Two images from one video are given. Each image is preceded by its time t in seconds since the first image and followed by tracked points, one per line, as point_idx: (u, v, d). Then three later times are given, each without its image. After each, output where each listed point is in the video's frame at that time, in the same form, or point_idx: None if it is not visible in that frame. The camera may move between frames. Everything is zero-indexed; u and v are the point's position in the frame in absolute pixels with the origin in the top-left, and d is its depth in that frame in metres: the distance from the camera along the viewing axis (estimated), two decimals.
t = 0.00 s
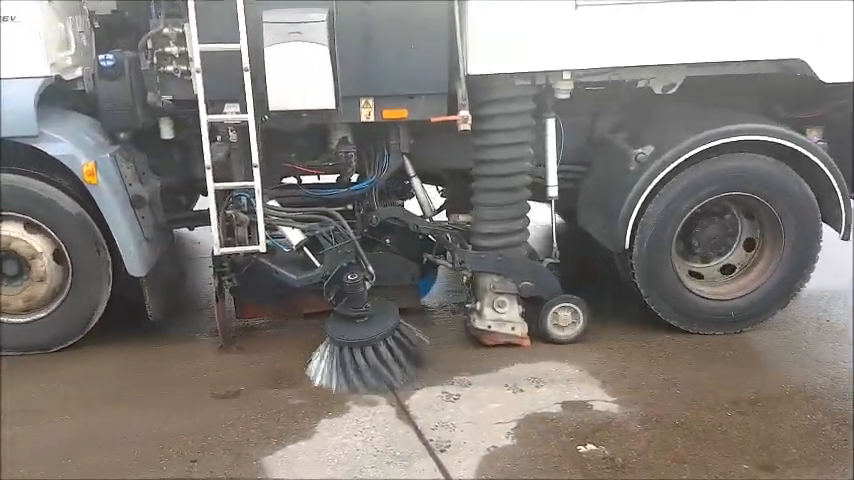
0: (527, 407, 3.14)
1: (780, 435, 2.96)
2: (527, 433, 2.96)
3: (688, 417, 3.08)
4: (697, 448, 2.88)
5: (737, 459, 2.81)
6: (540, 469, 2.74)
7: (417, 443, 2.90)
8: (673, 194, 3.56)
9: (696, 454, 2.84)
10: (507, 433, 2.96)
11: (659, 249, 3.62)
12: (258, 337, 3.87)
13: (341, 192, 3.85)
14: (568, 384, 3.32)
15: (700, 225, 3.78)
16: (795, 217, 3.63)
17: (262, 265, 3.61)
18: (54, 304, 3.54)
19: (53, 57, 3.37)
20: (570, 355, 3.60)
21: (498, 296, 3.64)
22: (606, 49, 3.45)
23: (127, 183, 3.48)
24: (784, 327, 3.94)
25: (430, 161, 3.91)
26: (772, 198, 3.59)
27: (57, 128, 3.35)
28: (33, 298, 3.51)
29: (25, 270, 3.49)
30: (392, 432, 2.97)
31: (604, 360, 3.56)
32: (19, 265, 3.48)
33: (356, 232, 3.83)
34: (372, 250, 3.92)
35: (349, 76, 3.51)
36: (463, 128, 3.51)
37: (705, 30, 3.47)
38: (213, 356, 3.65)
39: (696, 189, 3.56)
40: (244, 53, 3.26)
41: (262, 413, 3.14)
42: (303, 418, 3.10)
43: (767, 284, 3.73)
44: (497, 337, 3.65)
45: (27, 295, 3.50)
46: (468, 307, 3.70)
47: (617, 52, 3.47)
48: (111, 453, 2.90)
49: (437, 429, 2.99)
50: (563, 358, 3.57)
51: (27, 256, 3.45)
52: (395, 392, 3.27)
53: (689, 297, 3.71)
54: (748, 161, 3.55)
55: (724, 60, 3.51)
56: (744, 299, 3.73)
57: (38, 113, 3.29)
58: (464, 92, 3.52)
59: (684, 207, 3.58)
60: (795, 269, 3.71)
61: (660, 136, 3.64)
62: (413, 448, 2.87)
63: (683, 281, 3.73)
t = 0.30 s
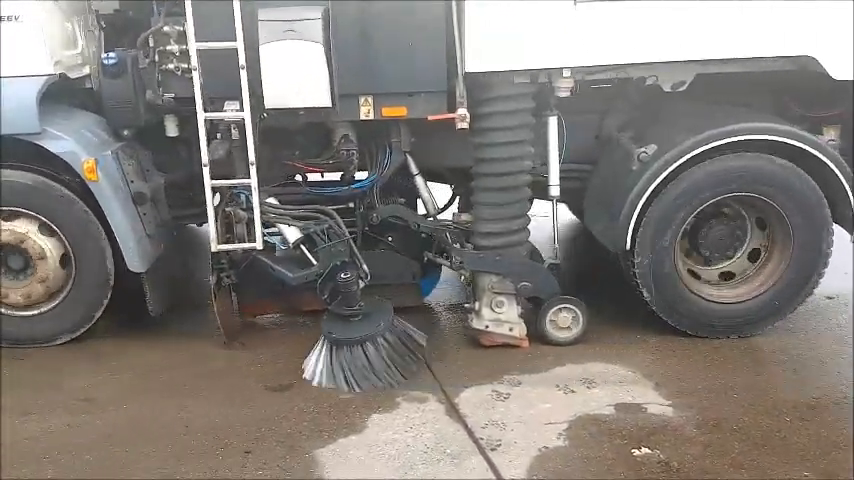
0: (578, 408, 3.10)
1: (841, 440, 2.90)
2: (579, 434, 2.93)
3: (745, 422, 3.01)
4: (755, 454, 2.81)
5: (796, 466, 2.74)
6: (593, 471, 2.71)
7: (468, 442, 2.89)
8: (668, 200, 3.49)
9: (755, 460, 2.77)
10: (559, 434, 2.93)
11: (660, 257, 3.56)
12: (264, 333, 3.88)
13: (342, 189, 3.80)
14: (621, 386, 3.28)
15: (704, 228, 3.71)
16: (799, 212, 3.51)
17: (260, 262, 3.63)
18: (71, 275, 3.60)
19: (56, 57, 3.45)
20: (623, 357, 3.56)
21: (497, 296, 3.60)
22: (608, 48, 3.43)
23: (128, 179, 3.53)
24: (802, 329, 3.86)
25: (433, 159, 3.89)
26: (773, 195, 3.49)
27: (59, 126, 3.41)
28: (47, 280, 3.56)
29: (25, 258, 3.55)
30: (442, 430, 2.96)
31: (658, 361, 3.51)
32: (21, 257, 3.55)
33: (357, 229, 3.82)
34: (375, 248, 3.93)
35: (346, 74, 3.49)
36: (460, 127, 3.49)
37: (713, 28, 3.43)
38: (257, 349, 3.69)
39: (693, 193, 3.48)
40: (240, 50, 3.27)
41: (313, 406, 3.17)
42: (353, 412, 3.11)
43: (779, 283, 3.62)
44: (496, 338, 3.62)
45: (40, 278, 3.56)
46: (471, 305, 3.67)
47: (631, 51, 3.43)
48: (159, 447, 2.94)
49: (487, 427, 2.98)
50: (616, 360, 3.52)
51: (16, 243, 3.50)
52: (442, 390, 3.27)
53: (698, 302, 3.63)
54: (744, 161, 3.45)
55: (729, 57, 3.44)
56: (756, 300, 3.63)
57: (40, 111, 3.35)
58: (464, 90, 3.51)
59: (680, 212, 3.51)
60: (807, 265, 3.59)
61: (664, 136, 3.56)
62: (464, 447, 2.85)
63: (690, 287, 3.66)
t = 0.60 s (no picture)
0: (630, 410, 3.06)
1: None
2: (631, 437, 2.89)
3: (803, 428, 2.95)
4: (812, 460, 2.74)
5: None
6: (646, 474, 2.65)
7: (517, 441, 2.86)
8: (656, 226, 3.46)
9: (812, 466, 2.70)
10: (611, 437, 2.89)
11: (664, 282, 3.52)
12: (278, 332, 3.92)
13: (343, 185, 3.82)
14: (675, 389, 3.22)
15: (706, 235, 3.64)
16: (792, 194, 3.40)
17: (261, 258, 3.68)
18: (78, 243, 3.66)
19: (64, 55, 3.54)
20: (680, 359, 3.49)
21: (495, 295, 3.59)
22: (611, 46, 3.39)
23: (133, 175, 3.59)
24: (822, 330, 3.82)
25: (437, 156, 3.90)
26: (760, 186, 3.40)
27: (66, 121, 3.49)
28: (57, 257, 3.64)
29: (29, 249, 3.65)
30: (491, 428, 2.95)
31: (716, 364, 3.44)
32: (26, 246, 3.64)
33: (359, 226, 3.86)
34: (378, 245, 3.94)
35: (346, 70, 3.48)
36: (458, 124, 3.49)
37: (716, 26, 3.37)
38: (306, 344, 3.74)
39: (679, 213, 3.44)
40: (239, 48, 3.31)
41: (363, 401, 3.19)
42: (402, 408, 3.12)
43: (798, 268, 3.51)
44: (493, 337, 3.61)
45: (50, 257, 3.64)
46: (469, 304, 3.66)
47: (632, 48, 3.39)
48: (206, 437, 2.98)
49: (537, 427, 2.95)
50: (670, 362, 3.46)
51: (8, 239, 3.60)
52: (491, 389, 3.26)
53: (727, 311, 3.55)
54: (721, 162, 3.39)
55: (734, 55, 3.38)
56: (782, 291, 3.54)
57: (47, 107, 3.42)
58: (462, 87, 3.50)
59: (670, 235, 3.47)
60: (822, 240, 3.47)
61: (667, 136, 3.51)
62: (513, 446, 2.82)
63: (712, 298, 3.59)
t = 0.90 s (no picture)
0: (679, 416, 3.01)
1: None
2: (681, 442, 2.84)
3: None
4: None
5: None
6: None
7: (563, 444, 2.85)
8: (646, 272, 3.47)
9: None
10: (659, 442, 2.84)
11: (682, 314, 3.50)
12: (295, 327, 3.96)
13: (344, 184, 3.85)
14: (726, 396, 3.15)
15: (706, 248, 3.58)
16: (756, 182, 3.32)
17: (260, 253, 3.73)
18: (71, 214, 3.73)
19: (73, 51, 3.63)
20: (731, 363, 3.42)
21: (490, 295, 3.58)
22: (612, 45, 3.36)
23: (137, 169, 3.66)
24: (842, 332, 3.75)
25: (439, 154, 3.88)
26: (720, 194, 3.34)
27: (73, 116, 3.58)
28: (58, 232, 3.73)
29: (30, 240, 3.72)
30: (536, 429, 2.93)
31: (768, 371, 3.36)
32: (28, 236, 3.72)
33: (358, 223, 3.88)
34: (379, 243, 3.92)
35: (345, 68, 3.49)
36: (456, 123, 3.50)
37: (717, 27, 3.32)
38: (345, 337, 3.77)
39: (659, 256, 3.44)
40: (239, 45, 3.35)
41: (405, 399, 3.19)
42: (446, 406, 3.12)
43: (809, 252, 3.41)
44: (488, 336, 3.61)
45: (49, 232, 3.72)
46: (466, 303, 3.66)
47: (631, 47, 3.36)
48: (251, 429, 3.02)
49: (583, 430, 2.93)
50: (720, 367, 3.39)
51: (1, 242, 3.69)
52: (537, 391, 3.24)
53: (754, 312, 3.49)
54: (676, 186, 3.36)
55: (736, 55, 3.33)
56: (800, 276, 3.44)
57: (53, 103, 3.52)
58: (460, 86, 3.49)
59: (664, 278, 3.46)
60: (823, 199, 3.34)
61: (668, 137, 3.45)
62: (559, 448, 2.81)
63: (730, 305, 3.52)
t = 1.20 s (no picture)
0: (729, 424, 2.96)
1: None
2: (731, 451, 2.80)
3: None
4: None
5: None
6: None
7: (608, 450, 2.83)
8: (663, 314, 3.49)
9: None
10: (707, 451, 2.81)
11: (716, 339, 3.48)
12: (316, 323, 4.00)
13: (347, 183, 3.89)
14: (777, 405, 3.09)
15: (711, 261, 3.57)
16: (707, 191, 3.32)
17: (262, 250, 3.80)
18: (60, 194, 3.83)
19: (85, 50, 3.73)
20: (781, 372, 3.35)
21: (487, 295, 3.58)
22: (611, 47, 3.34)
23: (146, 166, 3.76)
24: None
25: (444, 154, 3.91)
26: (683, 220, 3.36)
27: (84, 114, 3.69)
28: (55, 214, 3.83)
29: (38, 234, 3.91)
30: (580, 434, 2.92)
31: (820, 379, 3.28)
32: (35, 229, 3.89)
33: (360, 222, 3.99)
34: (382, 241, 4.01)
35: (346, 68, 3.53)
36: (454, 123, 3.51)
37: (716, 27, 3.31)
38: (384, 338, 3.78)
39: (667, 299, 3.46)
40: (241, 45, 3.41)
41: (449, 399, 3.19)
42: (489, 408, 3.12)
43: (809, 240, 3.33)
44: (485, 336, 3.61)
45: (47, 216, 3.83)
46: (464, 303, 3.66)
47: (634, 48, 3.35)
48: (296, 425, 3.05)
49: (629, 437, 2.90)
50: (771, 375, 3.32)
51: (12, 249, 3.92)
52: (582, 395, 3.21)
53: (773, 310, 3.43)
54: (645, 226, 3.40)
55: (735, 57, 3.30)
56: (807, 266, 3.36)
57: (63, 101, 3.64)
58: (459, 87, 3.50)
59: (683, 315, 3.47)
60: (791, 171, 3.28)
61: (667, 139, 3.43)
62: (604, 454, 2.79)
63: (750, 310, 3.48)
